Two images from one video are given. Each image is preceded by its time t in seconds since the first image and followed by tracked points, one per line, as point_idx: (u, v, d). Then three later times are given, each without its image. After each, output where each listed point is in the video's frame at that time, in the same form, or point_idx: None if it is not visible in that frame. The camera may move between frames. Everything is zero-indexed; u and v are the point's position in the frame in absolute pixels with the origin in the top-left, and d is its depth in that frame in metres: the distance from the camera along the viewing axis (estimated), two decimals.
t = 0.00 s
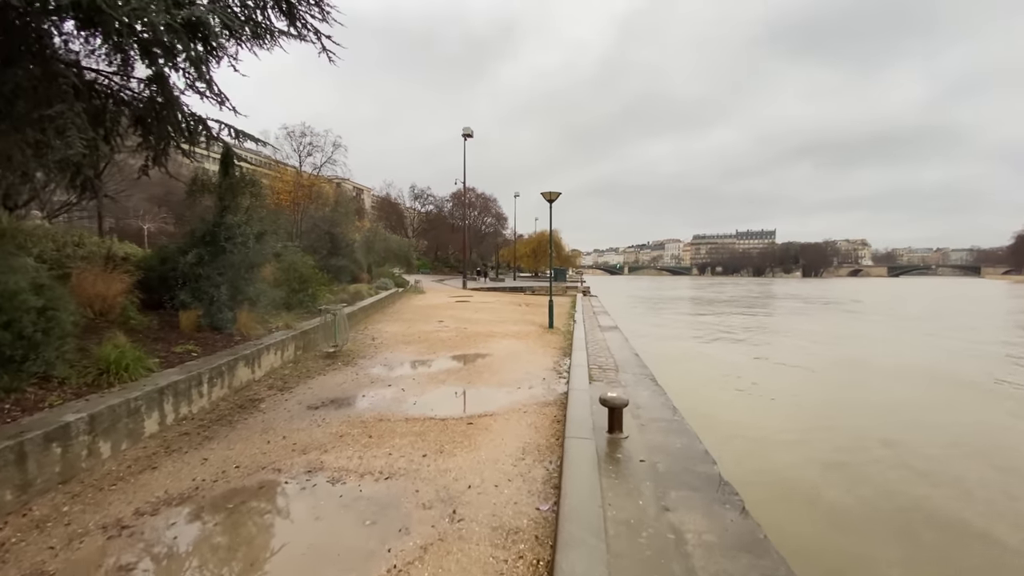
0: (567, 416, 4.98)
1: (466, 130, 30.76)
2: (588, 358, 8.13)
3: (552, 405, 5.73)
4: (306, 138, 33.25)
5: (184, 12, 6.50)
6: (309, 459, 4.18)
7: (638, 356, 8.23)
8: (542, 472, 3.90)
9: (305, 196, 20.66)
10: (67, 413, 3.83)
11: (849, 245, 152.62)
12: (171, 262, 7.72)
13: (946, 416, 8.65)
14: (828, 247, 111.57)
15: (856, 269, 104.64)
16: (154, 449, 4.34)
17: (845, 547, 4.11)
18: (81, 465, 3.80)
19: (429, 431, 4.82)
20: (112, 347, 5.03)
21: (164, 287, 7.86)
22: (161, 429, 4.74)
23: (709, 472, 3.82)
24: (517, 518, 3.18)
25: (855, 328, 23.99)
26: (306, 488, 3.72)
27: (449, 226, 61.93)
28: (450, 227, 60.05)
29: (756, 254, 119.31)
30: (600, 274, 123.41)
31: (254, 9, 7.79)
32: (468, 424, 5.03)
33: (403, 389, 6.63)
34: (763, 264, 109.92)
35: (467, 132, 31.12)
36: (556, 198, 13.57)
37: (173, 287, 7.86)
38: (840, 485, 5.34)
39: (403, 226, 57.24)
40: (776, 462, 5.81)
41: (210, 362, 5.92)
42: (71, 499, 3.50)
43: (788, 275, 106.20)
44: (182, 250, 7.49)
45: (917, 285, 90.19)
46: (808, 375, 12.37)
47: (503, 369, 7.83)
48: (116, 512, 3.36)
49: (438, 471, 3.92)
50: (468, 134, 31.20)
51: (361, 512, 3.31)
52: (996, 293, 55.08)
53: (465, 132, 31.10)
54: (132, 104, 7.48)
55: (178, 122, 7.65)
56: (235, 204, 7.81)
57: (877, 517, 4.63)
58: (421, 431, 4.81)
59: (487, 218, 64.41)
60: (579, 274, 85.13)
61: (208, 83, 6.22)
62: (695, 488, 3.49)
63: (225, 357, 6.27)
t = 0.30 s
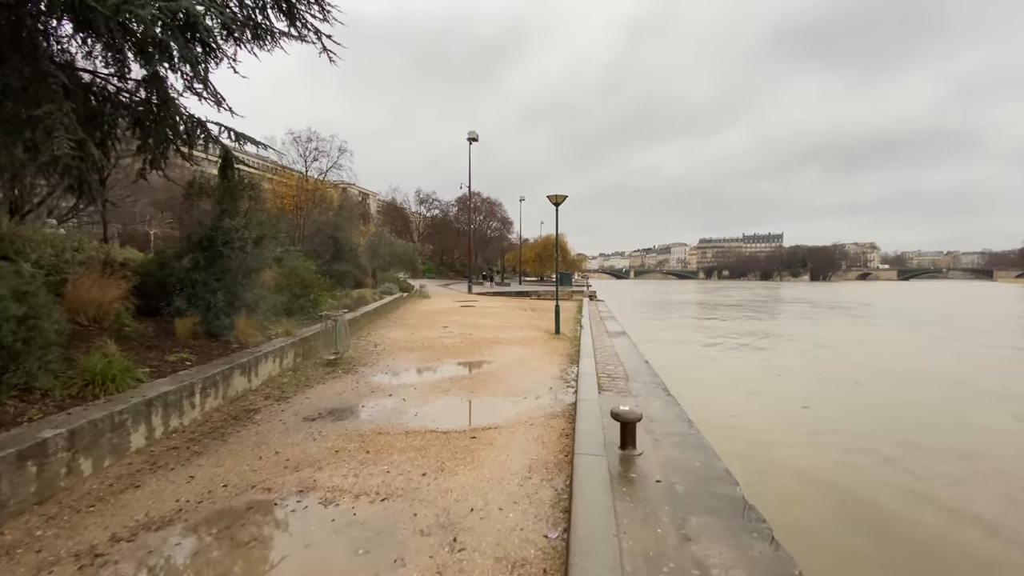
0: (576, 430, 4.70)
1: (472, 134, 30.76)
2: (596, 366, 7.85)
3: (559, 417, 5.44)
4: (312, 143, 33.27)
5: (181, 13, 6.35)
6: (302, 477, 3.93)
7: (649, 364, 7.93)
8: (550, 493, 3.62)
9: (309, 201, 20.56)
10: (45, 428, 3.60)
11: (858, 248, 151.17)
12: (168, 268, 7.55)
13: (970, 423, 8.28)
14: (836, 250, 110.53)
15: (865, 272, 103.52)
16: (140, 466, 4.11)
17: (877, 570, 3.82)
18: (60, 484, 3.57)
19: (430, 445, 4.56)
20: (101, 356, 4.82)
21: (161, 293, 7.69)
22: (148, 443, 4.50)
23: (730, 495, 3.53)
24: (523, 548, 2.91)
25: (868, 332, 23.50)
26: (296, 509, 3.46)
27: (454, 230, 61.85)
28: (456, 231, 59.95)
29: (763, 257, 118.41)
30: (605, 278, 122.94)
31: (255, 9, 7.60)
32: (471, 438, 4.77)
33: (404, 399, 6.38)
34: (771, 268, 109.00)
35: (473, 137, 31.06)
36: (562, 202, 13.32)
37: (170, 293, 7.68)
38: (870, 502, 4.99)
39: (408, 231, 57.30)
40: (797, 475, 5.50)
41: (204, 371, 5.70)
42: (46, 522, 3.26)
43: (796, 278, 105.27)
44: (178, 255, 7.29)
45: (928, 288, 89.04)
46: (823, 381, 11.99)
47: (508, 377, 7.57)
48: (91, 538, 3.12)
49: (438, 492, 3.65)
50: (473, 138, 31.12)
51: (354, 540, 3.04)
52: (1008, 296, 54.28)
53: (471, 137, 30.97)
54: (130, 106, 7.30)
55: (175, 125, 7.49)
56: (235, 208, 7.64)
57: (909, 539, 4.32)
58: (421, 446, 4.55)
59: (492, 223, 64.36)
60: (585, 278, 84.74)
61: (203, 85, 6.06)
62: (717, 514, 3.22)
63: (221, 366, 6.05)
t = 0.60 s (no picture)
0: (590, 444, 4.40)
1: (479, 139, 30.72)
2: (609, 374, 7.53)
3: (571, 429, 5.15)
4: (322, 149, 33.40)
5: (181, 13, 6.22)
6: (297, 496, 3.67)
7: (663, 372, 7.61)
8: (563, 516, 3.33)
9: (317, 206, 20.51)
10: (25, 442, 3.39)
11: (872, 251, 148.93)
12: (169, 273, 7.38)
13: (1004, 434, 7.84)
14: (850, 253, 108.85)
15: (880, 275, 101.78)
16: (128, 481, 3.88)
17: None
18: (39, 501, 3.34)
19: (434, 460, 4.29)
20: (92, 365, 4.63)
21: (162, 299, 7.52)
22: (139, 456, 4.28)
23: (762, 520, 3.22)
24: None
25: (886, 336, 22.88)
26: (289, 531, 3.21)
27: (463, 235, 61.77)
28: (464, 236, 59.88)
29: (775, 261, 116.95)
30: (614, 282, 122.20)
31: (257, 9, 7.44)
32: (478, 451, 4.49)
33: (409, 408, 6.12)
34: (783, 272, 107.60)
35: (480, 141, 30.98)
36: (571, 204, 13.06)
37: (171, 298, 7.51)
38: (907, 521, 4.64)
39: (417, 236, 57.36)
40: (826, 490, 5.15)
41: (202, 380, 5.50)
42: (21, 543, 3.03)
43: (809, 282, 103.76)
44: (179, 260, 7.12)
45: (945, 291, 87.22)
46: (843, 388, 11.55)
47: (516, 385, 7.29)
48: (67, 562, 2.89)
49: (442, 512, 3.38)
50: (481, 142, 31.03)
51: (349, 568, 2.78)
52: None
53: (479, 141, 30.85)
54: (132, 108, 7.16)
55: (177, 128, 7.35)
56: (238, 212, 7.48)
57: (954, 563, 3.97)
58: (424, 460, 4.28)
59: (501, 227, 64.27)
60: (594, 283, 84.26)
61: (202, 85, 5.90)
62: (748, 542, 2.92)
63: (220, 374, 5.85)
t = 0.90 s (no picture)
0: (613, 463, 4.09)
1: (494, 144, 30.60)
2: (630, 383, 7.19)
3: (592, 444, 4.84)
4: (339, 156, 33.68)
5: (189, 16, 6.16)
6: (299, 517, 3.44)
7: (688, 382, 7.24)
8: (587, 546, 3.03)
9: (332, 211, 20.53)
10: (16, 460, 3.24)
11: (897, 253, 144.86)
12: (179, 281, 7.29)
13: None
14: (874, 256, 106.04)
15: (905, 278, 98.91)
16: (125, 500, 3.71)
17: None
18: (30, 523, 3.18)
19: (447, 478, 4.03)
20: (95, 376, 4.50)
21: (173, 306, 7.44)
22: (139, 472, 4.12)
23: (808, 553, 2.88)
24: None
25: (917, 340, 21.99)
26: (288, 559, 2.98)
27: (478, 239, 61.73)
28: (480, 241, 59.82)
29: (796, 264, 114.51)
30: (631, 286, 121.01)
31: (268, 12, 7.35)
32: (493, 469, 4.21)
33: (421, 419, 5.87)
34: (804, 275, 105.32)
35: (495, 145, 30.84)
36: (588, 207, 12.75)
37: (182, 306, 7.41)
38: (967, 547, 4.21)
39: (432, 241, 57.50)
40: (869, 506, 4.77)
41: (208, 390, 5.34)
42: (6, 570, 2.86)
43: (831, 285, 101.29)
44: (190, 266, 7.02)
45: (976, 294, 84.25)
46: (877, 396, 10.98)
47: (533, 395, 6.99)
48: None
49: (453, 540, 3.11)
50: (496, 146, 30.88)
51: None
52: None
53: (494, 145, 30.72)
54: (144, 113, 7.13)
55: (188, 133, 7.30)
56: (249, 217, 7.35)
57: None
58: (436, 478, 4.02)
59: (516, 232, 64.10)
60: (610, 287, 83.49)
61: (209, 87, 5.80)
62: None
63: (227, 383, 5.69)
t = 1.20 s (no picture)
0: (631, 469, 3.85)
1: (500, 144, 30.45)
2: (644, 384, 6.95)
3: (608, 449, 4.60)
4: (346, 158, 33.71)
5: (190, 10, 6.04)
6: (299, 528, 3.23)
7: (704, 383, 6.98)
8: (607, 560, 2.80)
9: (338, 212, 20.43)
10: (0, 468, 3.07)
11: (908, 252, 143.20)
12: (180, 281, 7.14)
13: None
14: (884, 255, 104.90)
15: (917, 277, 97.52)
16: (116, 511, 3.55)
17: None
18: (13, 534, 3.02)
19: (454, 485, 3.81)
20: (89, 378, 4.35)
21: (175, 307, 7.30)
22: (132, 478, 3.95)
23: (851, 569, 2.63)
24: None
25: (935, 340, 21.47)
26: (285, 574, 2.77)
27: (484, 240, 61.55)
28: (486, 242, 59.67)
29: (805, 264, 113.40)
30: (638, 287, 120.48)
31: (270, 4, 7.19)
32: (504, 475, 4.00)
33: (427, 422, 5.67)
34: (813, 274, 104.21)
35: (501, 146, 30.66)
36: (596, 205, 12.51)
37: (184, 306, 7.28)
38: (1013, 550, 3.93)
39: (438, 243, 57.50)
40: (902, 511, 4.49)
41: (208, 392, 5.18)
42: None
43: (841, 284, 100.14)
44: (192, 266, 6.87)
45: (990, 293, 82.88)
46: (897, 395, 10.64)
47: (544, 396, 6.76)
48: None
49: (462, 553, 2.89)
50: (503, 147, 30.69)
51: None
52: None
53: (500, 146, 30.54)
54: (145, 110, 7.02)
55: (190, 129, 7.18)
56: (251, 214, 7.19)
57: None
58: (444, 485, 3.81)
59: (522, 233, 63.89)
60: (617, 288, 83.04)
61: (209, 79, 5.67)
62: None
63: (229, 385, 5.52)
